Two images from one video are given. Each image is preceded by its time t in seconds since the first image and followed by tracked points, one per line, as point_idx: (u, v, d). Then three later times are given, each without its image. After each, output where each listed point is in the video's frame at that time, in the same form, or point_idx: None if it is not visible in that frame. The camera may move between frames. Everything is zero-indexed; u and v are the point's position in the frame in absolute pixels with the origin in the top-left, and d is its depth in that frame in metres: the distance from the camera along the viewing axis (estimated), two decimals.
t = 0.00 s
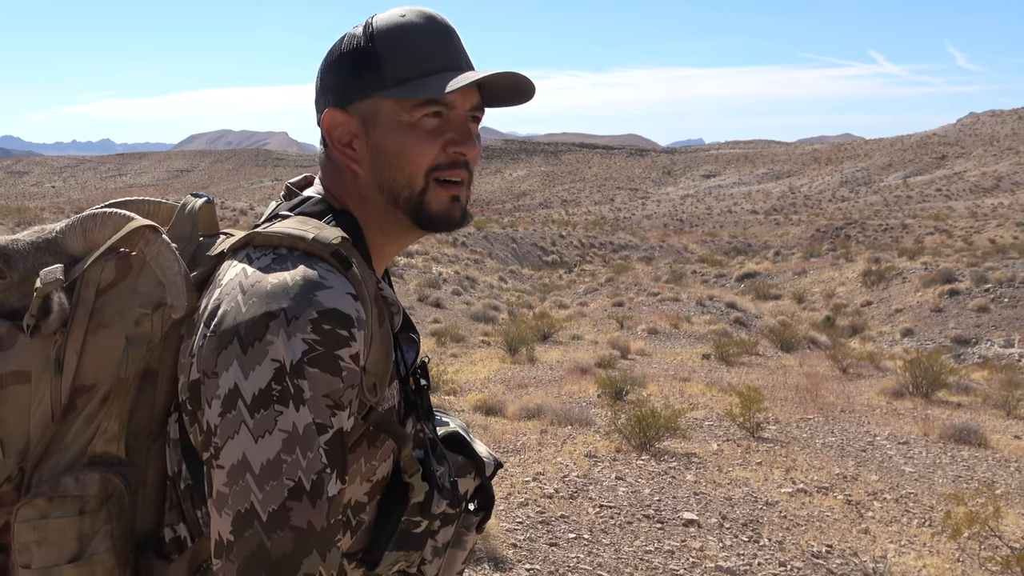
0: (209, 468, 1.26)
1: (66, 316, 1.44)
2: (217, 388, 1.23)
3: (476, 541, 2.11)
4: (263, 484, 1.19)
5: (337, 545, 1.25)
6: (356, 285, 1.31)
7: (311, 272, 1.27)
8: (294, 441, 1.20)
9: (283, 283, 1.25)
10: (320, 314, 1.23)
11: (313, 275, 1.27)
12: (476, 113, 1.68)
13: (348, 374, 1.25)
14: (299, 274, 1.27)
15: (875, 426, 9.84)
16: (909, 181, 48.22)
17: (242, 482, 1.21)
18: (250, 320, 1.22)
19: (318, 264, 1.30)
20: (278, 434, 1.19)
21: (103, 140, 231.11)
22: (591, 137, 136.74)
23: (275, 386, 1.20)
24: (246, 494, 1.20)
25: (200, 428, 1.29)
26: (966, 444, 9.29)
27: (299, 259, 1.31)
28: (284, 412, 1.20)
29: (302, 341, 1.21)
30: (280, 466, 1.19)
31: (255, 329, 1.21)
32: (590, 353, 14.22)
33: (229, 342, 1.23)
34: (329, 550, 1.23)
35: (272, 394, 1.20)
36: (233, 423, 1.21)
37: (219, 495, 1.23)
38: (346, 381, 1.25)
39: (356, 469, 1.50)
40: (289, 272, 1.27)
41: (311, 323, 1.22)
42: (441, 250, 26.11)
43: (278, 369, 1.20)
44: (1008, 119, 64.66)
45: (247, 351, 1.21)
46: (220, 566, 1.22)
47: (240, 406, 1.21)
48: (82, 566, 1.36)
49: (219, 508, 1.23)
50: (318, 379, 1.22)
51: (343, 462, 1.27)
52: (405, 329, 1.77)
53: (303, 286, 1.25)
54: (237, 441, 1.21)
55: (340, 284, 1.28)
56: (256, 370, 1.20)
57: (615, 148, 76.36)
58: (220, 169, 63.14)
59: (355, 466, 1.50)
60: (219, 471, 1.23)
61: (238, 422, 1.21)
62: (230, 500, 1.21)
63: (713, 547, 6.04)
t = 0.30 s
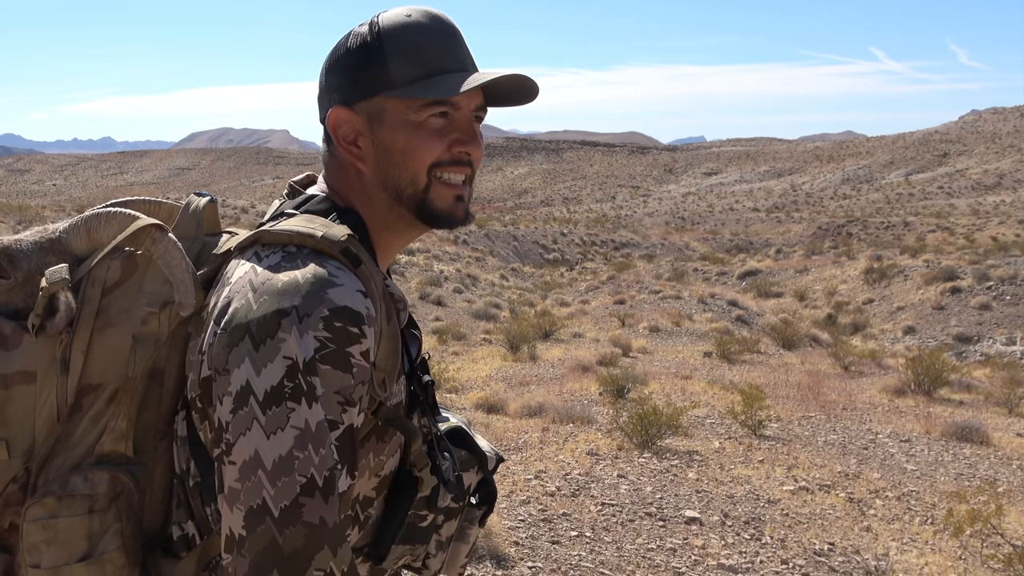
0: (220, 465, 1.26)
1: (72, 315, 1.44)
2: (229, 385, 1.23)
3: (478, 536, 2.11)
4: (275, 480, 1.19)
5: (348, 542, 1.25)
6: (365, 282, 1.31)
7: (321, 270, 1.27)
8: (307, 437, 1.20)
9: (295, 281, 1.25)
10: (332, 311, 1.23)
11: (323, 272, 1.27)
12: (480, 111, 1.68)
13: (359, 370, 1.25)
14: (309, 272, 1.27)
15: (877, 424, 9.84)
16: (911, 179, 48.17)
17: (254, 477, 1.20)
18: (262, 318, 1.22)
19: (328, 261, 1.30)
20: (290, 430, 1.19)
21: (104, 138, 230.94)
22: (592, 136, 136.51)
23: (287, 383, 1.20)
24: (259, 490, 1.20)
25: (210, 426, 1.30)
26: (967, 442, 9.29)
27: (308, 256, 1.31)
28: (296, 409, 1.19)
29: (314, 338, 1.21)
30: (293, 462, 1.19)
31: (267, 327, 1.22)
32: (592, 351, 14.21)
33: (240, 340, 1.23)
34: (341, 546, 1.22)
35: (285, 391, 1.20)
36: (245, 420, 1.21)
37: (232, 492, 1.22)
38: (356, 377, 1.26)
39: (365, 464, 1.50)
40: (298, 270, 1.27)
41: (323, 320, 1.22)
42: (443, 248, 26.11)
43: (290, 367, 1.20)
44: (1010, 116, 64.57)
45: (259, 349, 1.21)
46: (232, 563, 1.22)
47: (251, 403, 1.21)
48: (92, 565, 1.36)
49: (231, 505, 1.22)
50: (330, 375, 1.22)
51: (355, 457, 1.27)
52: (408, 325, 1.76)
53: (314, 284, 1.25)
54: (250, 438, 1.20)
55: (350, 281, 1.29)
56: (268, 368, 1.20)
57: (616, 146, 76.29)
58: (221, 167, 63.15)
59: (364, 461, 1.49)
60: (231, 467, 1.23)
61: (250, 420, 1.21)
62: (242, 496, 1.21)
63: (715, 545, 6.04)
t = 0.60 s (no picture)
0: (229, 460, 1.26)
1: (74, 315, 1.43)
2: (236, 380, 1.23)
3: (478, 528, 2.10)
4: (286, 472, 1.18)
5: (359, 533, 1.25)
6: (370, 276, 1.31)
7: (327, 266, 1.27)
8: (316, 429, 1.19)
9: (301, 277, 1.25)
10: (339, 305, 1.23)
11: (330, 267, 1.27)
12: (491, 125, 1.67)
13: (367, 363, 1.25)
14: (316, 267, 1.26)
15: (877, 422, 9.83)
16: (911, 177, 48.15)
17: (262, 471, 1.20)
18: (269, 313, 1.22)
19: (333, 256, 1.30)
20: (298, 424, 1.19)
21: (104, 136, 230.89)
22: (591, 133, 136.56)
23: (295, 377, 1.19)
24: (271, 484, 1.19)
25: (216, 422, 1.29)
26: (967, 440, 9.29)
27: (313, 251, 1.30)
28: (306, 402, 1.19)
29: (322, 331, 1.21)
30: (304, 455, 1.18)
31: (275, 321, 1.21)
32: (592, 349, 14.21)
33: (248, 335, 1.23)
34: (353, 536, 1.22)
35: (293, 385, 1.19)
36: (253, 416, 1.21)
37: (240, 486, 1.22)
38: (364, 370, 1.25)
39: (371, 456, 1.49)
40: (305, 264, 1.27)
41: (331, 314, 1.22)
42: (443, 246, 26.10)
43: (297, 361, 1.20)
44: (1011, 115, 64.54)
45: (267, 343, 1.21)
46: (242, 557, 1.22)
47: (259, 398, 1.20)
48: (100, 564, 1.36)
49: (240, 499, 1.22)
50: (338, 367, 1.22)
51: (363, 450, 1.27)
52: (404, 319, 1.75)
53: (320, 279, 1.24)
54: (258, 432, 1.20)
55: (355, 275, 1.28)
56: (276, 362, 1.20)
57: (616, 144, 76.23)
58: (221, 165, 63.11)
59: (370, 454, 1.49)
60: (240, 461, 1.22)
61: (258, 415, 1.20)
62: (250, 491, 1.21)
63: (715, 543, 6.05)
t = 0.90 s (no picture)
0: (222, 456, 1.26)
1: (67, 312, 1.42)
2: (227, 376, 1.22)
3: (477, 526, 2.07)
4: (279, 467, 1.17)
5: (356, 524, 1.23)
6: (362, 270, 1.29)
7: (319, 260, 1.25)
8: (303, 421, 1.18)
9: (293, 272, 1.24)
10: (331, 297, 1.22)
11: (320, 261, 1.26)
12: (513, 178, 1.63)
13: (358, 356, 1.23)
14: (307, 262, 1.25)
15: (876, 420, 9.84)
16: (911, 176, 48.15)
17: (255, 467, 1.19)
18: (261, 308, 1.21)
19: (325, 250, 1.28)
20: (288, 418, 1.18)
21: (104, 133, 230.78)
22: (591, 131, 136.61)
23: (286, 371, 1.19)
24: (265, 479, 1.18)
25: (211, 416, 1.29)
26: (966, 439, 9.29)
27: (305, 247, 1.29)
28: (298, 395, 1.18)
29: (313, 324, 1.20)
30: (299, 448, 1.17)
31: (265, 316, 1.21)
32: (591, 347, 14.21)
33: (239, 330, 1.22)
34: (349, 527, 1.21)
35: (283, 378, 1.19)
36: (248, 411, 1.20)
37: (234, 482, 1.22)
38: (356, 363, 1.23)
39: (366, 450, 1.48)
40: (296, 260, 1.26)
41: (322, 307, 1.21)
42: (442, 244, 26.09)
43: (287, 354, 1.19)
44: (1011, 114, 64.55)
45: (257, 339, 1.21)
46: (243, 553, 1.22)
47: (251, 393, 1.20)
48: (96, 562, 1.35)
49: (235, 495, 1.22)
50: (328, 360, 1.20)
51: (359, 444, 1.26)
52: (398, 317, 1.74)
53: (312, 274, 1.23)
54: (250, 427, 1.20)
55: (347, 269, 1.27)
56: (267, 357, 1.19)
57: (616, 142, 76.18)
58: (220, 162, 63.08)
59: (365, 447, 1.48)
60: (233, 458, 1.22)
61: (249, 410, 1.20)
62: (244, 485, 1.21)
63: (714, 542, 6.05)
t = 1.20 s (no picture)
0: (220, 459, 1.26)
1: (62, 316, 1.41)
2: (226, 379, 1.22)
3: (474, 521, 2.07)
4: (281, 470, 1.18)
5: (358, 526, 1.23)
6: (358, 270, 1.29)
7: (313, 263, 1.25)
8: (310, 427, 1.18)
9: (289, 275, 1.23)
10: (327, 301, 1.21)
11: (316, 263, 1.25)
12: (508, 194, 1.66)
13: (357, 359, 1.24)
14: (302, 263, 1.24)
15: (875, 419, 9.85)
16: (910, 174, 48.16)
17: (259, 471, 1.19)
18: (258, 312, 1.22)
19: (319, 252, 1.28)
20: (293, 423, 1.18)
21: (103, 131, 230.56)
22: (590, 130, 136.47)
23: (287, 375, 1.19)
24: (265, 483, 1.19)
25: (207, 421, 1.29)
26: (965, 438, 9.30)
27: (300, 248, 1.28)
28: (298, 400, 1.18)
29: (310, 328, 1.19)
30: (298, 453, 1.18)
31: (263, 320, 1.21)
32: (590, 345, 14.22)
33: (237, 334, 1.22)
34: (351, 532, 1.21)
35: (285, 383, 1.19)
36: (245, 415, 1.20)
37: (236, 486, 1.21)
38: (355, 366, 1.24)
39: (366, 450, 1.48)
40: (290, 261, 1.25)
41: (318, 311, 1.20)
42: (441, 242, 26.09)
43: (288, 358, 1.19)
44: (1010, 113, 64.55)
45: (256, 343, 1.20)
46: (242, 557, 1.21)
47: (252, 397, 1.20)
48: (93, 566, 1.36)
49: (237, 499, 1.21)
50: (329, 364, 1.20)
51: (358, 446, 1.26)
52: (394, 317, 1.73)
53: (307, 276, 1.23)
54: (253, 430, 1.20)
55: (342, 270, 1.26)
56: (267, 361, 1.20)
57: (615, 141, 76.14)
58: (219, 160, 63.06)
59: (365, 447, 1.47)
60: (235, 461, 1.22)
61: (251, 414, 1.20)
62: (248, 490, 1.20)
63: (712, 540, 6.05)
